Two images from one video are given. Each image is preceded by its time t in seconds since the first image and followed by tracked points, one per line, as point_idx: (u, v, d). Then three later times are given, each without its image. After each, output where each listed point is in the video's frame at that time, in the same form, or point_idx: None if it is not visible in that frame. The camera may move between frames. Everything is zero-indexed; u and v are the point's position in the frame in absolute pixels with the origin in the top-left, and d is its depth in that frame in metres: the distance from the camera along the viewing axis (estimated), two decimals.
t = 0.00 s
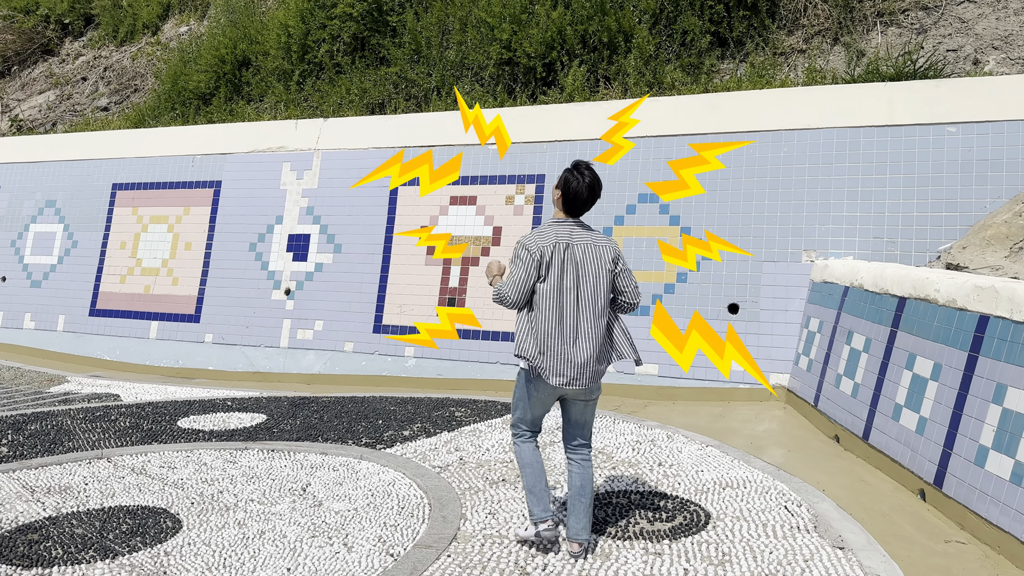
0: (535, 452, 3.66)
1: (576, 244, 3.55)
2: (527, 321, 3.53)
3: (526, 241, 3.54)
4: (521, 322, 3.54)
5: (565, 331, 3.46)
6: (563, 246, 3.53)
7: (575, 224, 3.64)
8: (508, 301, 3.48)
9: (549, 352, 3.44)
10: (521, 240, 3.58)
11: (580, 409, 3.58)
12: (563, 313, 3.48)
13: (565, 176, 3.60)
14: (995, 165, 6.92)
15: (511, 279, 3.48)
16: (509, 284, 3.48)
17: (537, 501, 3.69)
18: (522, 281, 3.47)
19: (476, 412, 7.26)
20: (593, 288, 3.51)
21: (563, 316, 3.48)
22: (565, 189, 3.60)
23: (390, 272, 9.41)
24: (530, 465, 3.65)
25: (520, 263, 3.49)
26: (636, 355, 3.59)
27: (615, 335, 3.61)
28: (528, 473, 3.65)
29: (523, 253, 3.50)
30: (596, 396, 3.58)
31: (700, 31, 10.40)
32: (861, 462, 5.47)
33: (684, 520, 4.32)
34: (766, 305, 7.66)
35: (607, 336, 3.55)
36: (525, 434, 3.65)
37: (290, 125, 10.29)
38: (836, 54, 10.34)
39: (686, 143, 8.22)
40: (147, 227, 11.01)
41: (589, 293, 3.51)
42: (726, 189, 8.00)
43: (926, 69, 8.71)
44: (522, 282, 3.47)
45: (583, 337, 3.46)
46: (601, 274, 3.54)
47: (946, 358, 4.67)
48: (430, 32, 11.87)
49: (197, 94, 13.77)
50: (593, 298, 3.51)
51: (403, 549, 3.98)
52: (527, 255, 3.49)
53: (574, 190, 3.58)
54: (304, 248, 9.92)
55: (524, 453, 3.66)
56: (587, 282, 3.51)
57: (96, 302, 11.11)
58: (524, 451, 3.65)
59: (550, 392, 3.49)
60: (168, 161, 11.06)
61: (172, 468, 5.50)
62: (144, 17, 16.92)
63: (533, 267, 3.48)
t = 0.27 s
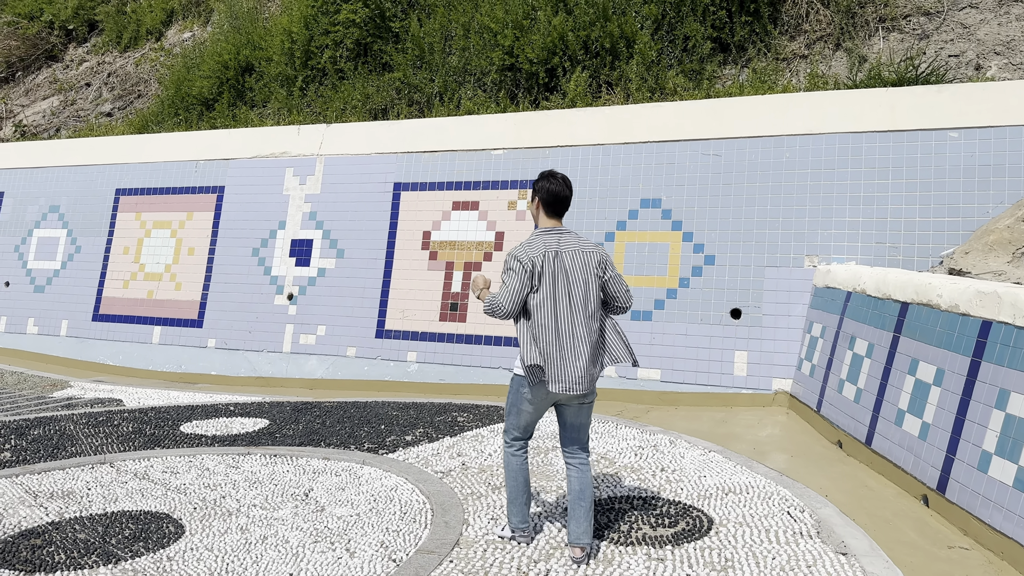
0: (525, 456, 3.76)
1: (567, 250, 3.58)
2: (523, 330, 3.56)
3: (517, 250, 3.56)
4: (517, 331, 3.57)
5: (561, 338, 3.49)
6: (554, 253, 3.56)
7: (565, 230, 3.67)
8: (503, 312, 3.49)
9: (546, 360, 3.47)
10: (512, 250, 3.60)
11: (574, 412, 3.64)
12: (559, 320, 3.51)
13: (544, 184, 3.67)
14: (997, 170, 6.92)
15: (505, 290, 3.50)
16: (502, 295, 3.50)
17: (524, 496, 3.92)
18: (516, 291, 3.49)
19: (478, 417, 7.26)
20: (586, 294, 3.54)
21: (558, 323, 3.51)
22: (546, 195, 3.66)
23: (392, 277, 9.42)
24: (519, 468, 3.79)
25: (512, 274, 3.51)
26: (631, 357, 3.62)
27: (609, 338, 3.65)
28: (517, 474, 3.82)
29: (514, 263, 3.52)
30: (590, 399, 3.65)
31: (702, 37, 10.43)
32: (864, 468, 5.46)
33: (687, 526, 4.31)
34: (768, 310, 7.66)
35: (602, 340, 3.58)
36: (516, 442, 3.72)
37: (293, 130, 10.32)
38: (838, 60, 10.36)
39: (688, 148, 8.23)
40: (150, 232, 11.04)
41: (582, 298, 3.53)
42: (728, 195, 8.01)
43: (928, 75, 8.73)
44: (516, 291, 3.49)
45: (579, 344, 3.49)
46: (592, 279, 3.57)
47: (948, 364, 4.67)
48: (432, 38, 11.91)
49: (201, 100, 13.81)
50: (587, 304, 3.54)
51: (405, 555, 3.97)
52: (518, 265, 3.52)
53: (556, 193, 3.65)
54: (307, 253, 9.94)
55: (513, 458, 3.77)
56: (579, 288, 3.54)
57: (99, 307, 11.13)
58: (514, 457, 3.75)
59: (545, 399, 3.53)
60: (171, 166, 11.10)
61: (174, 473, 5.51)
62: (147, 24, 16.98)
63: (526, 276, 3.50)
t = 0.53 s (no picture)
0: (522, 460, 3.83)
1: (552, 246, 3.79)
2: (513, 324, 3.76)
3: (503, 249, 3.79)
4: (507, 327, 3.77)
5: (548, 330, 3.67)
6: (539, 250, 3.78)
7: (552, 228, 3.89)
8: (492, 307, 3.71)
9: (535, 352, 3.65)
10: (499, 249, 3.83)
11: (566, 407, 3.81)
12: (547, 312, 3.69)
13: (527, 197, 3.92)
14: (1002, 174, 6.90)
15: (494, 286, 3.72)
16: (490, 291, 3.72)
17: (525, 501, 3.94)
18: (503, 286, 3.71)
19: (482, 421, 7.26)
20: (572, 287, 3.74)
21: (545, 316, 3.69)
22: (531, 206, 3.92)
23: (396, 281, 9.43)
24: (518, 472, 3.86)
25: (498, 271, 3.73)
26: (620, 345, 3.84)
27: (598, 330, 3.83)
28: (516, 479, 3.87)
29: (501, 260, 3.75)
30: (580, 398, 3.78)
31: (705, 41, 10.44)
32: (869, 472, 5.45)
33: (691, 530, 4.31)
34: (772, 314, 7.65)
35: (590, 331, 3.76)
36: (512, 444, 3.82)
37: (297, 135, 10.35)
38: (842, 64, 10.36)
39: (692, 152, 8.23)
40: (155, 236, 11.07)
41: (569, 291, 3.73)
42: (732, 199, 8.01)
43: (931, 79, 8.72)
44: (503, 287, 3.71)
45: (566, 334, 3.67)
46: (577, 272, 3.77)
47: (953, 368, 4.66)
48: (436, 43, 11.94)
49: (205, 104, 13.85)
50: (572, 297, 3.73)
51: (409, 559, 3.98)
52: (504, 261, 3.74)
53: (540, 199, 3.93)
54: (311, 257, 9.96)
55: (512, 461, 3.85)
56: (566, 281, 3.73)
57: (104, 311, 11.16)
58: (512, 459, 3.84)
59: (539, 393, 3.70)
60: (176, 171, 11.13)
61: (179, 477, 5.52)
62: (152, 28, 17.02)
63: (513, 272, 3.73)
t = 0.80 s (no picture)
0: (527, 460, 3.94)
1: (554, 252, 3.97)
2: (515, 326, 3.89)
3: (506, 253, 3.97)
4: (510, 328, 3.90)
5: (549, 329, 3.79)
6: (542, 255, 3.95)
7: (552, 237, 4.09)
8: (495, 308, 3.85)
9: (536, 351, 3.76)
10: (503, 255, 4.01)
11: (569, 407, 3.92)
12: (549, 312, 3.82)
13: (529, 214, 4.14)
14: (1007, 177, 6.90)
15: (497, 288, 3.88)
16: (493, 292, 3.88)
17: (532, 503, 4.00)
18: (507, 288, 3.86)
19: (486, 424, 7.26)
20: (574, 290, 3.87)
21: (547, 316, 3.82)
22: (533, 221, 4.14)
23: (400, 284, 9.44)
24: (523, 473, 3.94)
25: (502, 274, 3.90)
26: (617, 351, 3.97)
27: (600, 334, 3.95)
28: (522, 480, 3.95)
29: (504, 263, 3.92)
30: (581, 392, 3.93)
31: (710, 44, 10.43)
32: (874, 476, 5.43)
33: (696, 534, 4.30)
34: (777, 317, 7.64)
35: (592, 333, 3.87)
36: (518, 446, 3.91)
37: (302, 138, 10.37)
38: (846, 67, 10.35)
39: (697, 155, 8.23)
40: (160, 239, 11.10)
41: (570, 293, 3.86)
42: (736, 202, 8.00)
43: (936, 82, 8.72)
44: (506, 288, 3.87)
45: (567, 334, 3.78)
46: (579, 276, 3.92)
47: (958, 371, 4.65)
48: (440, 46, 11.96)
49: (210, 108, 13.90)
50: (574, 299, 3.86)
51: (413, 561, 3.98)
52: (508, 265, 3.91)
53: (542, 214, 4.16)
54: (315, 260, 9.98)
55: (517, 462, 3.94)
56: (567, 284, 3.88)
57: (109, 314, 11.19)
58: (517, 460, 3.92)
59: (544, 393, 3.80)
60: (181, 174, 11.17)
61: (184, 479, 5.53)
62: (158, 32, 17.07)
63: (516, 274, 3.89)
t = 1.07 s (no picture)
0: (535, 461, 3.93)
1: (572, 259, 4.02)
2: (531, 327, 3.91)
3: (526, 254, 3.98)
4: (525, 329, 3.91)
5: (567, 333, 3.84)
6: (561, 260, 3.99)
7: (569, 245, 4.11)
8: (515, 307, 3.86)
9: (554, 353, 3.79)
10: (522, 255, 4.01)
11: (576, 409, 3.97)
12: (567, 317, 3.88)
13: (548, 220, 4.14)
14: (1014, 179, 6.87)
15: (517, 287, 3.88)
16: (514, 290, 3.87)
17: (538, 505, 3.99)
18: (527, 288, 3.87)
19: (491, 426, 7.26)
20: (590, 298, 3.96)
21: (564, 321, 3.87)
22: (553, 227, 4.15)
23: (406, 286, 9.46)
24: (531, 474, 3.93)
25: (523, 273, 3.91)
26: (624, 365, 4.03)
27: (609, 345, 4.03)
28: (530, 481, 3.94)
29: (525, 263, 3.93)
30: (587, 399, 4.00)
31: (716, 46, 10.43)
32: (880, 479, 5.41)
33: (702, 536, 4.29)
34: (783, 320, 7.62)
35: (605, 342, 3.95)
36: (527, 446, 3.90)
37: (308, 140, 10.40)
38: (852, 69, 10.33)
39: (702, 157, 8.23)
40: (167, 242, 11.14)
41: (587, 301, 3.95)
42: (742, 204, 7.99)
43: (943, 84, 8.69)
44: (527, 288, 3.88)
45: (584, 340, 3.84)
46: (595, 286, 4.00)
47: (965, 374, 4.63)
48: (446, 49, 11.98)
49: (216, 111, 13.94)
50: (590, 307, 3.94)
51: (419, 564, 3.98)
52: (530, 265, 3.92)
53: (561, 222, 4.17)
54: (321, 263, 10.00)
55: (525, 463, 3.93)
56: (584, 292, 3.96)
57: (116, 316, 11.22)
58: (525, 461, 3.92)
59: (555, 394, 3.83)
60: (187, 177, 11.21)
61: (189, 481, 5.54)
62: (164, 36, 17.12)
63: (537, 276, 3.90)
